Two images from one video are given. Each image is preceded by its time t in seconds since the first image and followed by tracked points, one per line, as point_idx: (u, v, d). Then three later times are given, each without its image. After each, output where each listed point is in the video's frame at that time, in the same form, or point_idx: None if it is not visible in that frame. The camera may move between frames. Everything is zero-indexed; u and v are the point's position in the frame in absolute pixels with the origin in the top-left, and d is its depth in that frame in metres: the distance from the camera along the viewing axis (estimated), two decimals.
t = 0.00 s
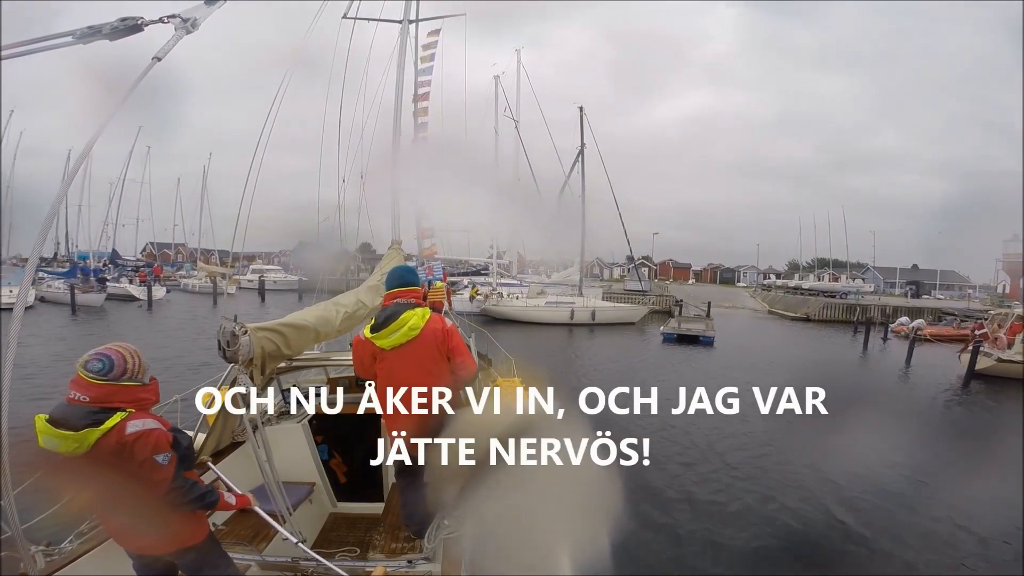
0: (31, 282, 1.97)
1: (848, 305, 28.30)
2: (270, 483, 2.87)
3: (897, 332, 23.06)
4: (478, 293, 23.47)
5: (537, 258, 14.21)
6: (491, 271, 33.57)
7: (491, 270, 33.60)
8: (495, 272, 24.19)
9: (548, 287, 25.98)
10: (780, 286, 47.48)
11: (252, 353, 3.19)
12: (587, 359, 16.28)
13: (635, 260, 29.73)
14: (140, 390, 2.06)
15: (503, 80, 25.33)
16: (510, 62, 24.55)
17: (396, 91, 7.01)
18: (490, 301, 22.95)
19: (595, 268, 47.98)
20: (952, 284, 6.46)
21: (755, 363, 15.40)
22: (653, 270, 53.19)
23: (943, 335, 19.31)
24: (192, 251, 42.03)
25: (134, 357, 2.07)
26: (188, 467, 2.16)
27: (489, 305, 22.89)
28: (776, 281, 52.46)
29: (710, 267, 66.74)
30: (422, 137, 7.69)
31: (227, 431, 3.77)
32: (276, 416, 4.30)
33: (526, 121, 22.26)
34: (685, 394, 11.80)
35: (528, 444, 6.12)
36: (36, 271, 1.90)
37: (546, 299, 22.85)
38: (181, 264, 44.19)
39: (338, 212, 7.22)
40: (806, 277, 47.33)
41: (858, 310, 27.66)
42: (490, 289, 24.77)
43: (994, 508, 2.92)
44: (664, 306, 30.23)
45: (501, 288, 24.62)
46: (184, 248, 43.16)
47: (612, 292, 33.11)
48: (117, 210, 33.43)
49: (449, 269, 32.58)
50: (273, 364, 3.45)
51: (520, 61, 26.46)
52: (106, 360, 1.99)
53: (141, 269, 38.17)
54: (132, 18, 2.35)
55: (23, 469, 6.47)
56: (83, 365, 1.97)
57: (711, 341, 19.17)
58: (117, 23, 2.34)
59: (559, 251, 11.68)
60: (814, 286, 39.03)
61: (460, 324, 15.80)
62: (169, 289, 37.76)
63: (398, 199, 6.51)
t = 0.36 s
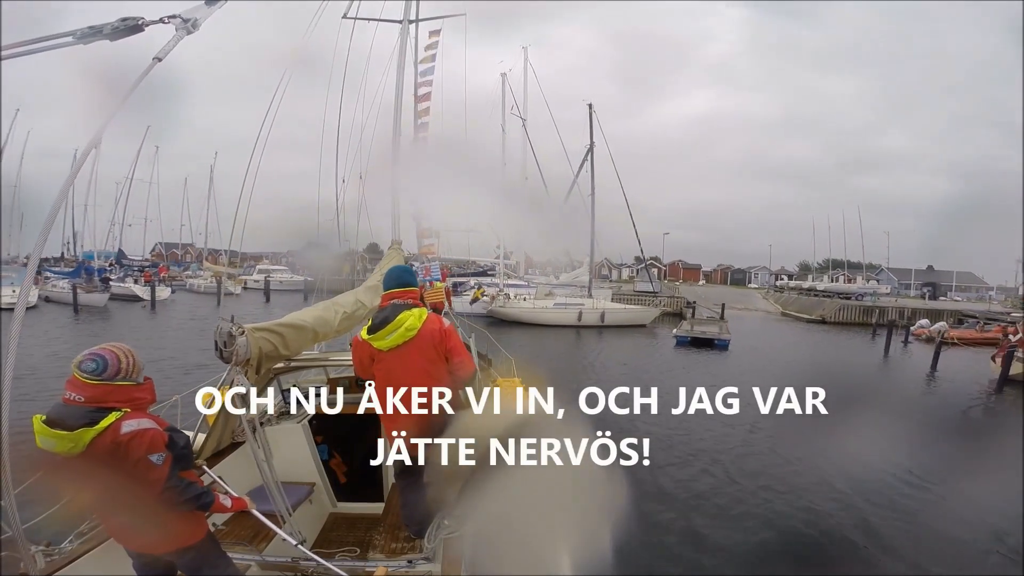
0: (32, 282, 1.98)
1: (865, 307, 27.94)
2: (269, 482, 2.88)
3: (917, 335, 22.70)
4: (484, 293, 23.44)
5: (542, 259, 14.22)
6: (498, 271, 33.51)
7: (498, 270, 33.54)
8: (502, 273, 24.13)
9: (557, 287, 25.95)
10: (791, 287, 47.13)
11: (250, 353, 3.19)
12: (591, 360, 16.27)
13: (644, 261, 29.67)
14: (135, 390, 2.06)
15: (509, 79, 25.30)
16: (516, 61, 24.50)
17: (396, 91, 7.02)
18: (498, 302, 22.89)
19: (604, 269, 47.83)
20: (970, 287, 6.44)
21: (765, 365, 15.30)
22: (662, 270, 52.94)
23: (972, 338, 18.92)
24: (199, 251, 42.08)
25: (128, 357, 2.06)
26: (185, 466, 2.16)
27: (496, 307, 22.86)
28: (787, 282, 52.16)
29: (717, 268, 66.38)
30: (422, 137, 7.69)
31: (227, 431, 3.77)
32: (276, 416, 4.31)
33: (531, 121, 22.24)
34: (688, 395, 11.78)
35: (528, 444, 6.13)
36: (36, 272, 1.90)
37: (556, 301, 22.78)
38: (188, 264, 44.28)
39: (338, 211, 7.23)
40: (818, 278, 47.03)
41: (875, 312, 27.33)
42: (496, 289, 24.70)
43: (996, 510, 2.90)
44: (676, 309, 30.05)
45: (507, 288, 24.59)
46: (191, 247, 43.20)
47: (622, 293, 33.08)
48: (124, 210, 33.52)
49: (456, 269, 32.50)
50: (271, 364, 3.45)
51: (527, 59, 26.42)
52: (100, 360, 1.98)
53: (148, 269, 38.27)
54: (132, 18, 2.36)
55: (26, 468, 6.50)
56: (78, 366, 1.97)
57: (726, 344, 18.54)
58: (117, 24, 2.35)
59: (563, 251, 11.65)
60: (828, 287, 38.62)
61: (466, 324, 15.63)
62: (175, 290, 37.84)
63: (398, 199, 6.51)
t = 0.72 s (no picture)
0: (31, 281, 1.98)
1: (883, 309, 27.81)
2: (269, 482, 2.88)
3: (938, 339, 22.60)
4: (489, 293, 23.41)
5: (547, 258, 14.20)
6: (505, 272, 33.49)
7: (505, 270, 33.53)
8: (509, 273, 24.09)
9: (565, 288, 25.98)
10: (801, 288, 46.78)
11: (250, 353, 3.19)
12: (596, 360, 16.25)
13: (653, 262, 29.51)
14: (127, 387, 2.06)
15: (514, 79, 25.31)
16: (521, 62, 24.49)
17: (396, 91, 7.02)
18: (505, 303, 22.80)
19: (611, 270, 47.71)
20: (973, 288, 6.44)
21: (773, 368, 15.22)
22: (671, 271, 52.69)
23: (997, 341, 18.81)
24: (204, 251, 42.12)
25: (116, 354, 2.06)
26: (182, 464, 2.16)
27: (503, 307, 22.84)
28: (797, 283, 51.97)
29: (726, 269, 66.02)
30: (422, 137, 7.68)
31: (227, 431, 3.76)
32: (276, 416, 4.31)
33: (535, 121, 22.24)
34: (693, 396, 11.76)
35: (528, 444, 6.13)
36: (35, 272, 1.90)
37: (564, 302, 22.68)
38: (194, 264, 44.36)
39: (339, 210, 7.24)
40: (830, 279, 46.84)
41: (893, 315, 27.31)
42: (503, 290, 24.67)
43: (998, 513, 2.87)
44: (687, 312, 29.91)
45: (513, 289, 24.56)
46: (196, 248, 43.23)
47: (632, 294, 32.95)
48: (130, 210, 33.62)
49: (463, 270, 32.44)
50: (271, 364, 3.45)
51: (533, 59, 26.38)
52: (87, 357, 1.98)
53: (154, 269, 38.42)
54: (132, 18, 2.35)
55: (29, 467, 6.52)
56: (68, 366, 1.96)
57: (742, 348, 18.17)
58: (117, 24, 2.34)
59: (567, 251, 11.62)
60: (840, 289, 38.29)
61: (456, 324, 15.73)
62: (181, 290, 37.91)
63: (398, 199, 6.51)
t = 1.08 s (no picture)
0: (32, 281, 1.98)
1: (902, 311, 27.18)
2: (269, 481, 2.88)
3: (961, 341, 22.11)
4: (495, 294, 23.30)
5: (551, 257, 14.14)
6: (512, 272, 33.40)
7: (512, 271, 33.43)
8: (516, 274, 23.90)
9: (574, 289, 25.86)
10: (813, 288, 46.16)
11: (251, 352, 3.19)
12: (601, 361, 16.19)
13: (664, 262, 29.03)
14: (113, 381, 2.08)
15: (519, 78, 25.25)
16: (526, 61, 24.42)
17: (396, 91, 7.02)
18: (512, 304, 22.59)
19: (620, 270, 47.30)
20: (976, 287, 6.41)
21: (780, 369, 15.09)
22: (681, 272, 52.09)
23: None
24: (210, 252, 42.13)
25: (94, 349, 2.08)
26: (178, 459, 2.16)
27: (509, 309, 22.70)
28: (808, 283, 51.50)
29: (736, 270, 65.35)
30: (422, 137, 7.68)
31: (227, 431, 3.76)
32: (276, 416, 4.31)
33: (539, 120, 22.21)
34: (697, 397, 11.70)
35: (528, 444, 6.12)
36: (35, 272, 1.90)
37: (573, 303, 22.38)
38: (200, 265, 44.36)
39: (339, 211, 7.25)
40: (843, 279, 46.39)
41: (913, 316, 26.69)
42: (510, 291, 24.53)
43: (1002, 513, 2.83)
44: (699, 313, 29.45)
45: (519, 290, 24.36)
46: (202, 248, 43.23)
47: (644, 294, 32.52)
48: (135, 211, 33.64)
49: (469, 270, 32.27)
50: (272, 364, 3.46)
51: (539, 58, 26.28)
52: (68, 355, 1.99)
53: (159, 270, 38.42)
54: (132, 18, 2.36)
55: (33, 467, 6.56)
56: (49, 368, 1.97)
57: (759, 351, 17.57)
58: (117, 24, 2.34)
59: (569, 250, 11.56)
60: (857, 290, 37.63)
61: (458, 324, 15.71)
62: (186, 290, 37.88)
63: (398, 199, 6.51)
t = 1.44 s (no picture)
0: (32, 281, 1.98)
1: (920, 312, 26.82)
2: (269, 481, 2.88)
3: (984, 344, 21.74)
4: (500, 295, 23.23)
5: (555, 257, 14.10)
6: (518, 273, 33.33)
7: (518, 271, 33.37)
8: (523, 274, 23.76)
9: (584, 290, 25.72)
10: (825, 289, 45.70)
11: (251, 352, 3.19)
12: (604, 362, 16.18)
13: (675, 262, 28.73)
14: (103, 381, 2.10)
15: (523, 77, 25.22)
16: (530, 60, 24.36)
17: (396, 92, 7.03)
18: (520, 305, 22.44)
19: (630, 270, 47.23)
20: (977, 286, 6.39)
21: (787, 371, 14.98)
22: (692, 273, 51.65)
23: None
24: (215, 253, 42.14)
25: (81, 351, 2.08)
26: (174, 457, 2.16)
27: (516, 310, 22.58)
28: (819, 284, 51.14)
29: (744, 270, 64.87)
30: (422, 137, 7.68)
31: (227, 431, 3.75)
32: (276, 416, 4.31)
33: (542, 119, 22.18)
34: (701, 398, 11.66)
35: (528, 444, 6.13)
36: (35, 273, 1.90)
37: (582, 304, 22.17)
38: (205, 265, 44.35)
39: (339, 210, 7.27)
40: (856, 279, 45.99)
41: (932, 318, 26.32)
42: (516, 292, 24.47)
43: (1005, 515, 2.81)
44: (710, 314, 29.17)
45: (526, 291, 24.23)
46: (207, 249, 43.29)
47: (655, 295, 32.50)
48: (140, 212, 33.72)
49: (474, 271, 32.16)
50: (272, 364, 3.46)
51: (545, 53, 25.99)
52: (55, 357, 1.99)
53: (165, 271, 38.50)
54: (132, 18, 2.36)
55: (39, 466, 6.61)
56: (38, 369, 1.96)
57: (777, 353, 17.36)
58: (117, 24, 2.35)
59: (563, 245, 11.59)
60: (871, 291, 37.17)
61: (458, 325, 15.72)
62: (191, 291, 37.93)
63: (398, 199, 6.52)
